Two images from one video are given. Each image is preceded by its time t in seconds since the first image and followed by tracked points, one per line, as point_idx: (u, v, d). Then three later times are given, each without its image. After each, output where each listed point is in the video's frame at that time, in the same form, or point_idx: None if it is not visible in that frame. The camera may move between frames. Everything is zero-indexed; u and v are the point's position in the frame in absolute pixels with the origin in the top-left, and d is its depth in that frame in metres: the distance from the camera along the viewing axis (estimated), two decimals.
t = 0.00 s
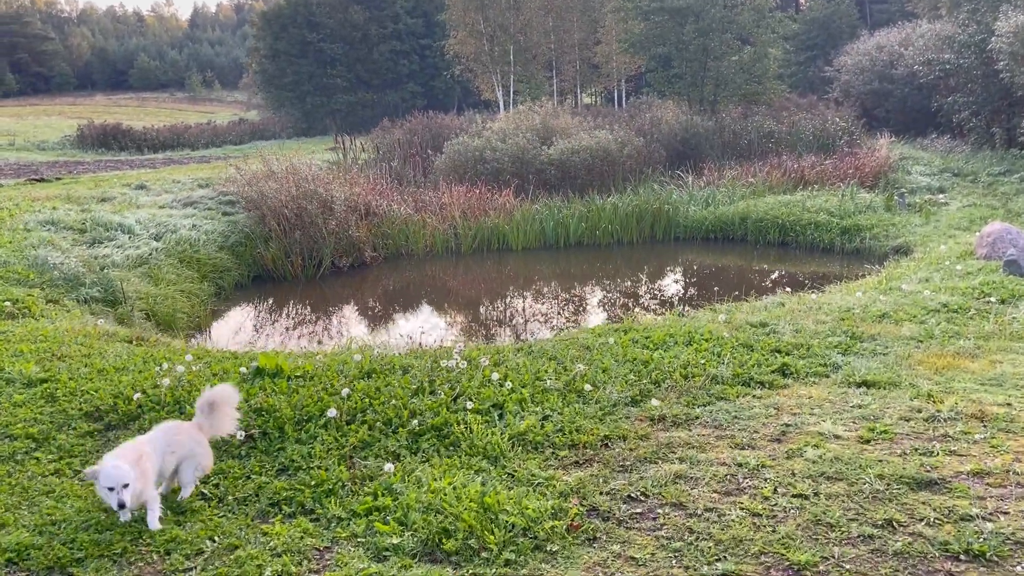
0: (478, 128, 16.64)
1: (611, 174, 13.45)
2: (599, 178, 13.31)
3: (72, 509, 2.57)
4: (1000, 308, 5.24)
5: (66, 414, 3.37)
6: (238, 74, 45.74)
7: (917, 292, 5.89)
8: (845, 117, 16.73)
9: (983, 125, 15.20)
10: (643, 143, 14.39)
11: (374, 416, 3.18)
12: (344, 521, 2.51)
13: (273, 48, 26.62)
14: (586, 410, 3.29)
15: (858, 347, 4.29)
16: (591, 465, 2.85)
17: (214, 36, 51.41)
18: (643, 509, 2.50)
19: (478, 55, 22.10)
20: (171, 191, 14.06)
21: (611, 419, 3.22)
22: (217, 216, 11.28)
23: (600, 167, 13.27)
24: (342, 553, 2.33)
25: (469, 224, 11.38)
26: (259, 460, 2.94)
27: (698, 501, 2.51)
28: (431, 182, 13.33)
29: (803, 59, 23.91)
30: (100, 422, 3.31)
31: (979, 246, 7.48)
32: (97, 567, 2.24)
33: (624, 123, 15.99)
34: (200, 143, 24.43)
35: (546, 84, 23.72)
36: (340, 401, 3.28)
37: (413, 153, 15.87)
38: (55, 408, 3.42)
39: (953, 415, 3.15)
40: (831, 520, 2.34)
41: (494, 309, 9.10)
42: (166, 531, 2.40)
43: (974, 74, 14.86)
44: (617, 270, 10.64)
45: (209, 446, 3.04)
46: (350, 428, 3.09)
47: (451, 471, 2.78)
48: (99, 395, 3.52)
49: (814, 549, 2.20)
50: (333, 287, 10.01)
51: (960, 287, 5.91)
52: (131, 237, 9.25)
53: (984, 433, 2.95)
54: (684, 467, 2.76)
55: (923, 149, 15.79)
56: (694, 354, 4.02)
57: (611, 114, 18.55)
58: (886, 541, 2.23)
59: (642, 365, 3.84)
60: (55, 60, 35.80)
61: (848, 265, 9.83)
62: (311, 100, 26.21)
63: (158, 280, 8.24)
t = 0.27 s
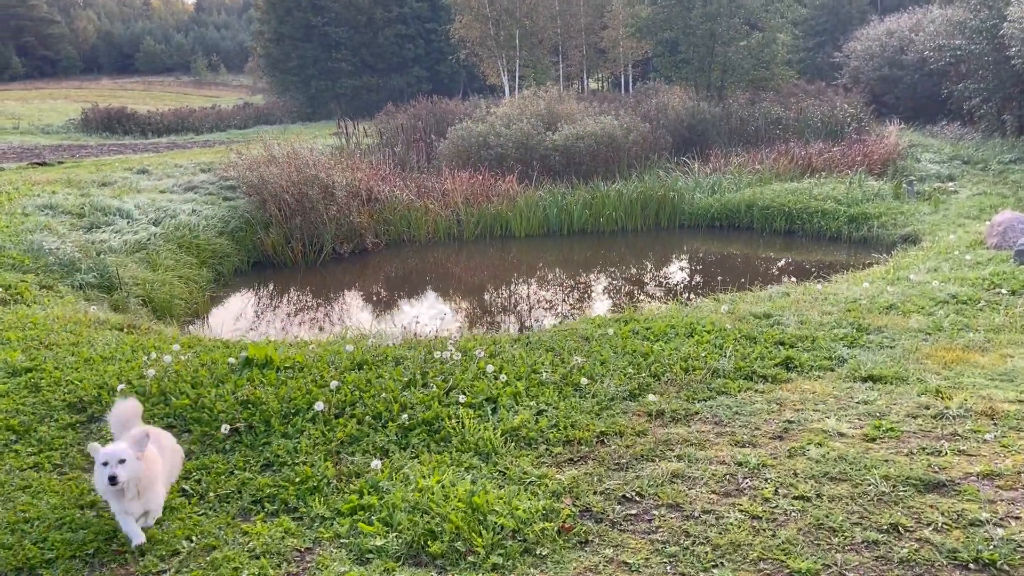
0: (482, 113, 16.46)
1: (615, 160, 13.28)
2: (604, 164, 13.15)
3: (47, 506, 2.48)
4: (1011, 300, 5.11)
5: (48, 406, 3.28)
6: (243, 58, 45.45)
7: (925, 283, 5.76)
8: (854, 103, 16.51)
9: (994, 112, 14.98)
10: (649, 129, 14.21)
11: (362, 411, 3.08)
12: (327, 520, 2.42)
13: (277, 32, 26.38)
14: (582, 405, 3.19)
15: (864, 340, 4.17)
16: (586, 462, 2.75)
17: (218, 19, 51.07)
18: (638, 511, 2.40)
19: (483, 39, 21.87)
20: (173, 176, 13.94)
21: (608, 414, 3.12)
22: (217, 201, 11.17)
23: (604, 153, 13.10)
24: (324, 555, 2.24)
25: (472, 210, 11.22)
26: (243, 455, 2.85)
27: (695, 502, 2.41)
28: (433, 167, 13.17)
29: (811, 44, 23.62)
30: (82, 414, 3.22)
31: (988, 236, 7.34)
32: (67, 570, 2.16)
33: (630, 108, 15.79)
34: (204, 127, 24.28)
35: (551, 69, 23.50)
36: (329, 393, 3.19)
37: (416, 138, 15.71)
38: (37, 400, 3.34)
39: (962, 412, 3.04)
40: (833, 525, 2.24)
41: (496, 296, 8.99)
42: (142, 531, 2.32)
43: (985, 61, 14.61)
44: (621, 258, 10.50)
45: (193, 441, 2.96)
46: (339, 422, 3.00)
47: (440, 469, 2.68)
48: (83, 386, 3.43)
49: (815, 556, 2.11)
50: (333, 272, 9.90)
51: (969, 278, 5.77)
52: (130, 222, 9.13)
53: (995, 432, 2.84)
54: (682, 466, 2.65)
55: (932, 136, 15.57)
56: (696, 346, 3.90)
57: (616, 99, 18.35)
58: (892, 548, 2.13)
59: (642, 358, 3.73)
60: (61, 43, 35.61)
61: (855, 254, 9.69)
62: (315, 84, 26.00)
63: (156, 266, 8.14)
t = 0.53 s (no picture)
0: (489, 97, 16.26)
1: (623, 144, 13.09)
2: (611, 149, 12.96)
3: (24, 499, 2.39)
4: None
5: (33, 394, 3.18)
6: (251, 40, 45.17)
7: (939, 272, 5.60)
8: (867, 89, 16.24)
9: (1009, 98, 14.71)
10: (658, 113, 14.00)
11: (354, 403, 2.96)
12: (313, 518, 2.32)
13: (285, 14, 26.16)
14: (582, 398, 3.07)
15: (876, 331, 4.04)
16: (584, 458, 2.64)
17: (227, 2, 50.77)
18: (638, 511, 2.29)
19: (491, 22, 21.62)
20: (177, 159, 13.82)
21: (609, 407, 3.01)
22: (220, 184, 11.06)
23: (612, 138, 12.91)
24: (308, 556, 2.14)
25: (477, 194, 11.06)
26: (229, 448, 2.74)
27: (698, 502, 2.30)
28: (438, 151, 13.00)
29: (823, 28, 23.29)
30: (68, 403, 3.13)
31: (1003, 224, 7.17)
32: (37, 570, 2.06)
33: (639, 92, 15.57)
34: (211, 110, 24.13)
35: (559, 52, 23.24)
36: (321, 384, 3.08)
37: (423, 121, 15.54)
38: (22, 386, 3.24)
39: (979, 408, 2.91)
40: (844, 528, 2.13)
41: (501, 282, 8.85)
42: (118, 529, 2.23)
43: (1001, 45, 14.33)
44: (628, 244, 10.35)
45: (179, 432, 2.87)
46: (329, 414, 2.90)
47: (431, 464, 2.57)
48: (70, 373, 3.34)
49: (823, 564, 2.00)
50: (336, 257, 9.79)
51: (983, 267, 5.62)
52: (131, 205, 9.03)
53: (1013, 429, 2.72)
54: (685, 463, 2.54)
55: (946, 122, 15.31)
56: (702, 337, 3.77)
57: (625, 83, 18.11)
58: (905, 554, 2.02)
59: (645, 348, 3.61)
60: (70, 25, 35.47)
61: (867, 242, 9.52)
62: (323, 67, 25.80)
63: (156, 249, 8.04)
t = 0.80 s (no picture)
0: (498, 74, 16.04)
1: (633, 124, 12.88)
2: (621, 127, 12.76)
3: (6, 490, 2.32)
4: None
5: (23, 377, 3.10)
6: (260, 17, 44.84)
7: (956, 257, 5.44)
8: (882, 67, 15.93)
9: None
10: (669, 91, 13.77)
11: (350, 390, 2.86)
12: (304, 512, 2.23)
13: None
14: (586, 387, 2.96)
15: (891, 318, 3.91)
16: (587, 451, 2.54)
17: None
18: (643, 509, 2.19)
19: None
20: (183, 136, 13.71)
21: (614, 397, 2.90)
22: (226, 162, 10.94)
23: (622, 117, 12.70)
24: (297, 554, 2.05)
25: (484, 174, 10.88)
26: (220, 437, 2.65)
27: (706, 500, 2.20)
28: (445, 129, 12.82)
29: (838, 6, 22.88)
30: (57, 387, 3.05)
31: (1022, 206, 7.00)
32: (13, 567, 1.98)
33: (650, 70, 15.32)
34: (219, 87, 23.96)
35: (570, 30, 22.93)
36: (316, 370, 2.99)
37: (431, 99, 15.35)
38: (11, 369, 3.16)
39: (1000, 401, 2.79)
40: (859, 531, 2.03)
41: (509, 263, 8.72)
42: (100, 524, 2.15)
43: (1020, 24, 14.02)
44: (638, 225, 10.19)
45: (170, 419, 2.78)
46: (324, 401, 2.80)
47: (427, 457, 2.47)
48: (60, 356, 3.25)
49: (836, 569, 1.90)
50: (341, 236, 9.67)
51: (1002, 252, 5.46)
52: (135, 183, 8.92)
53: None
54: (692, 458, 2.43)
55: (962, 102, 15.02)
56: (711, 323, 3.65)
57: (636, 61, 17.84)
58: (925, 560, 1.93)
59: (653, 334, 3.50)
60: (79, 1, 35.25)
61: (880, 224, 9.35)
62: (331, 44, 25.56)
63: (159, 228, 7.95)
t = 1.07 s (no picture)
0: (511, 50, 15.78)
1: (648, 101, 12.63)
2: (635, 105, 12.52)
3: None
4: None
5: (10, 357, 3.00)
6: None
7: (981, 239, 5.24)
8: (904, 44, 15.55)
9: None
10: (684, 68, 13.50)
11: (346, 375, 2.74)
12: (294, 503, 2.13)
13: None
14: (593, 373, 2.82)
15: (913, 303, 3.74)
16: (593, 441, 2.41)
17: None
18: (650, 505, 2.06)
19: None
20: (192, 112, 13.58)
21: (623, 384, 2.77)
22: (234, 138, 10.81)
23: (636, 94, 12.46)
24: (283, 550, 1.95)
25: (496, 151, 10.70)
26: (209, 423, 2.54)
27: (718, 496, 2.08)
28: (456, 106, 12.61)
29: None
30: (46, 367, 2.94)
31: None
32: None
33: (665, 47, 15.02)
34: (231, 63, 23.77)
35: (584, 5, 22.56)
36: (313, 353, 2.88)
37: (443, 76, 15.13)
38: None
39: None
40: (882, 532, 1.91)
41: (519, 242, 8.56)
42: (79, 515, 2.07)
43: None
44: (652, 205, 10.00)
45: (159, 403, 2.66)
46: (319, 386, 2.69)
47: (424, 445, 2.35)
48: (49, 336, 3.15)
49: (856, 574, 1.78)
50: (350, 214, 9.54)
51: None
52: (142, 159, 8.81)
53: None
54: (703, 450, 2.30)
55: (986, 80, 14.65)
56: (725, 307, 3.49)
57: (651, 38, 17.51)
58: (954, 566, 1.81)
59: (663, 318, 3.36)
60: None
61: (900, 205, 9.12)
62: (343, 20, 25.28)
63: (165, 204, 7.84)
